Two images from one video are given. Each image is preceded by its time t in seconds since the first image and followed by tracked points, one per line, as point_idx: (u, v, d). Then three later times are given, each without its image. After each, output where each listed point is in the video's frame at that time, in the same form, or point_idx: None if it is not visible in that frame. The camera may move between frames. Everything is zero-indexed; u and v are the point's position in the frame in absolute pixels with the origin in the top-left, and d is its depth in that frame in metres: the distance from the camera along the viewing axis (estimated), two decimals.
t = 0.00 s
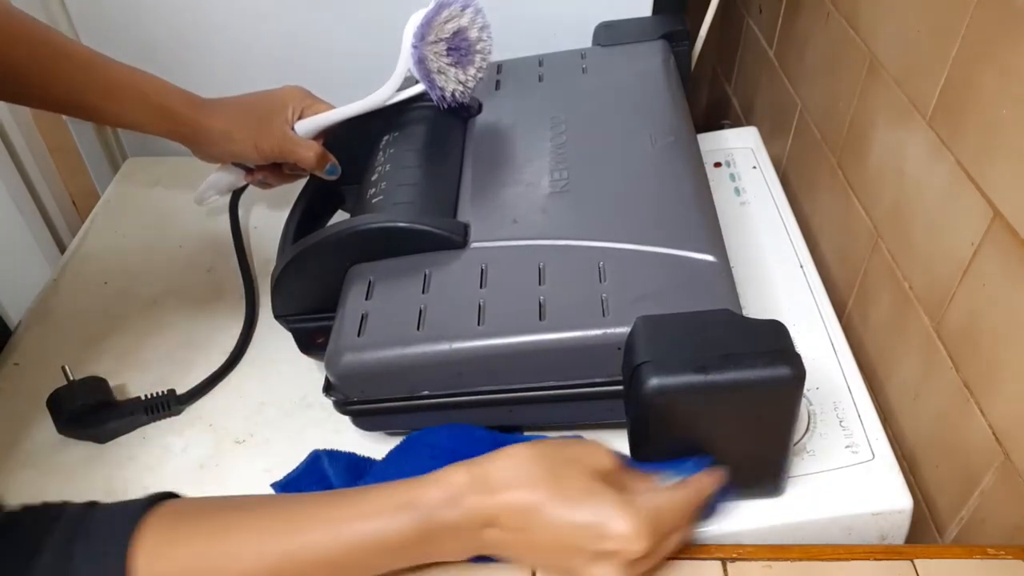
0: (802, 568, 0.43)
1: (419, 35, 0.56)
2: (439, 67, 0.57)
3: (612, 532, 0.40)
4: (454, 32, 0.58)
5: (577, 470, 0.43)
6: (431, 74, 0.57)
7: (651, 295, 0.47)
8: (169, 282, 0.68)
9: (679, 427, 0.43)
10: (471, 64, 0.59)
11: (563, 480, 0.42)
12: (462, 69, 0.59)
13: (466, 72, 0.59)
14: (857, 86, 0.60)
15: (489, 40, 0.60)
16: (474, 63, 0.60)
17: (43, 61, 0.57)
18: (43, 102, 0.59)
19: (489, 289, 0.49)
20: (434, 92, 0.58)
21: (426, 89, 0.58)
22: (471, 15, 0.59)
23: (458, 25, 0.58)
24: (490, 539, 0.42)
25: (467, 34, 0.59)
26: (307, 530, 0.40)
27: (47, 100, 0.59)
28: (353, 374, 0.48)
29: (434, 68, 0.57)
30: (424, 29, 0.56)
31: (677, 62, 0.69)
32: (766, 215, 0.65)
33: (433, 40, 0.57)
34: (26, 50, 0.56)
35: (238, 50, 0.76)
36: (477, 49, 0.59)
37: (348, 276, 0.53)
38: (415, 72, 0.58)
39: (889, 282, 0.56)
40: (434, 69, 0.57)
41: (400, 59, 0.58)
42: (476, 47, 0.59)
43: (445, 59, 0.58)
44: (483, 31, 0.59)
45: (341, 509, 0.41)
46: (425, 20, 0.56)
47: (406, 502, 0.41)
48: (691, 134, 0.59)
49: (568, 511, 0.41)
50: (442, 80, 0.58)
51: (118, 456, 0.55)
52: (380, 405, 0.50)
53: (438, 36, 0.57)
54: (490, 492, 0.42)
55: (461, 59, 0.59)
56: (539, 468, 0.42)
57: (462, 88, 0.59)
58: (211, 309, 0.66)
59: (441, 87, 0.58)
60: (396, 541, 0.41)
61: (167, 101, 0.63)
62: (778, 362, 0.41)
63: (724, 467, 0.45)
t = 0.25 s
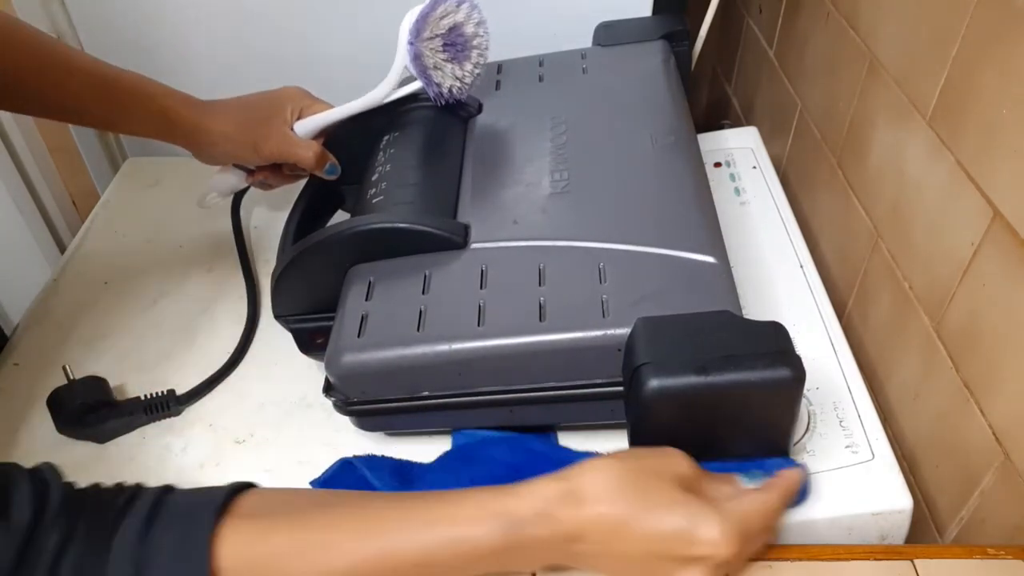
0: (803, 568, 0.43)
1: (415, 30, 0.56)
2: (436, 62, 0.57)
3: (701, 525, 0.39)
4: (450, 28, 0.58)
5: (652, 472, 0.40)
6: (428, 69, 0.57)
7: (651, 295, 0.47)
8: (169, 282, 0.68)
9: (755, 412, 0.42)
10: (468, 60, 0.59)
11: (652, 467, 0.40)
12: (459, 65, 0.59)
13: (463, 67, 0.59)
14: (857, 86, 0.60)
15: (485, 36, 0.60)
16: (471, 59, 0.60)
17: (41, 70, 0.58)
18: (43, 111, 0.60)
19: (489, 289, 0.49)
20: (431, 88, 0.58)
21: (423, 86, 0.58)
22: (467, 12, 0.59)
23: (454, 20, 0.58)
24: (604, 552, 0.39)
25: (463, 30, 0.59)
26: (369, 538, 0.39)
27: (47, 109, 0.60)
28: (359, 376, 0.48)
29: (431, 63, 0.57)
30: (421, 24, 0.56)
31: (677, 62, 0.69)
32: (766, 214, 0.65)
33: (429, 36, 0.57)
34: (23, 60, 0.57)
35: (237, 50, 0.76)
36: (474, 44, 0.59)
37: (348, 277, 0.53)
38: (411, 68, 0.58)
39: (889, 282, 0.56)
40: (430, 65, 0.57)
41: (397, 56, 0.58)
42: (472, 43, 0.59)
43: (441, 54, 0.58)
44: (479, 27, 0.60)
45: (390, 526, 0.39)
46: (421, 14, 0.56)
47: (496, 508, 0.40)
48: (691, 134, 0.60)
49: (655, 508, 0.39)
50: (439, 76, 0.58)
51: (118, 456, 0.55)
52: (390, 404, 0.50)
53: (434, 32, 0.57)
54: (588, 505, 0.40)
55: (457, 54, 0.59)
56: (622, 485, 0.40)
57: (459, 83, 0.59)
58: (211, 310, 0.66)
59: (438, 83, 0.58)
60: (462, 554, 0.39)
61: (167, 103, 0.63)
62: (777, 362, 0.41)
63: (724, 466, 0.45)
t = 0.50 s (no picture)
0: (803, 568, 0.43)
1: (413, 28, 0.57)
2: (433, 60, 0.57)
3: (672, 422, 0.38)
4: (448, 26, 0.58)
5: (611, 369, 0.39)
6: (425, 66, 0.57)
7: (651, 295, 0.47)
8: (169, 282, 0.68)
9: (718, 332, 0.42)
10: (466, 58, 0.59)
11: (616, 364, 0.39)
12: (457, 62, 0.59)
13: (461, 64, 0.59)
14: (857, 86, 0.60)
15: (483, 34, 0.60)
16: (469, 57, 0.59)
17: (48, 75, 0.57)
18: (51, 117, 0.59)
19: (489, 289, 0.49)
20: (429, 85, 0.58)
21: (421, 83, 0.58)
22: (464, 9, 0.59)
23: (451, 18, 0.58)
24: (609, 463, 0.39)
25: (460, 27, 0.59)
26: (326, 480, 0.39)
27: (54, 116, 0.58)
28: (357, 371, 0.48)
29: (428, 60, 0.57)
30: (418, 21, 0.57)
31: (677, 62, 0.69)
32: (766, 214, 0.65)
33: (426, 34, 0.57)
34: (30, 65, 0.56)
35: (237, 50, 0.76)
36: (472, 42, 0.59)
37: (348, 276, 0.53)
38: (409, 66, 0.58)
39: (889, 282, 0.56)
40: (429, 62, 0.57)
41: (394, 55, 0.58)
42: (470, 40, 0.59)
43: (440, 52, 0.58)
44: (477, 24, 0.59)
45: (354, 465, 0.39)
46: (418, 12, 0.57)
47: (456, 417, 0.40)
48: (691, 134, 0.60)
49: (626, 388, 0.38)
50: (437, 73, 0.58)
51: (118, 456, 0.55)
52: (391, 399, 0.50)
53: (431, 30, 0.57)
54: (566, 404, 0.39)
55: (455, 51, 0.59)
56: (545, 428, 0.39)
57: (457, 81, 0.59)
58: (211, 310, 0.66)
59: (436, 80, 0.58)
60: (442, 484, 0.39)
61: (168, 105, 0.63)
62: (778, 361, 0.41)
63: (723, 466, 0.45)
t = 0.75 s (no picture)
0: (803, 568, 0.43)
1: (411, 25, 0.56)
2: (432, 56, 0.57)
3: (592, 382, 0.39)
4: (446, 22, 0.58)
5: (536, 320, 0.40)
6: (424, 62, 0.57)
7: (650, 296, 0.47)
8: (169, 282, 0.68)
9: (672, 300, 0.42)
10: (465, 55, 0.59)
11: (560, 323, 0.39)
12: (456, 58, 0.59)
13: (460, 61, 0.59)
14: (857, 86, 0.60)
15: (482, 30, 0.60)
16: (467, 53, 0.59)
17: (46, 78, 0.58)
18: (51, 118, 0.60)
19: (489, 290, 0.49)
20: (429, 82, 0.58)
21: (421, 80, 0.58)
22: (463, 6, 0.59)
23: (449, 15, 0.58)
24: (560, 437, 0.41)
25: (459, 24, 0.59)
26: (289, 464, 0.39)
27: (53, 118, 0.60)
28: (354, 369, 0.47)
29: (428, 56, 0.57)
30: (417, 17, 0.56)
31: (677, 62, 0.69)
32: (766, 214, 0.65)
33: (425, 30, 0.57)
34: (27, 70, 0.57)
35: (239, 51, 0.76)
36: (471, 39, 0.59)
37: (348, 277, 0.53)
38: (408, 64, 0.57)
39: (889, 282, 0.56)
40: (427, 58, 0.57)
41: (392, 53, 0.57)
42: (468, 37, 0.59)
43: (438, 48, 0.58)
44: (475, 21, 0.59)
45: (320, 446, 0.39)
46: (417, 7, 0.56)
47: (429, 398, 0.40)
48: (690, 134, 0.60)
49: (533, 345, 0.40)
50: (436, 70, 0.57)
51: (118, 456, 0.55)
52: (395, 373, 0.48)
53: (430, 26, 0.57)
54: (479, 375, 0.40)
55: (454, 48, 0.59)
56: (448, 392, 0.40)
57: (456, 77, 0.59)
58: (211, 310, 0.66)
59: (435, 77, 0.58)
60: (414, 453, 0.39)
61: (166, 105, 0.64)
62: (778, 363, 0.41)
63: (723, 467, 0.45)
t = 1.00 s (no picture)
0: (803, 569, 0.43)
1: (410, 25, 0.56)
2: (431, 55, 0.57)
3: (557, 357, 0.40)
4: (444, 22, 0.58)
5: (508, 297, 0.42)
6: (423, 62, 0.57)
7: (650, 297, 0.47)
8: (169, 282, 0.68)
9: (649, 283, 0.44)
10: (464, 53, 0.59)
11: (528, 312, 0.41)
12: (455, 58, 0.59)
13: (460, 60, 0.59)
14: (857, 86, 0.60)
15: (481, 28, 0.60)
16: (466, 52, 0.59)
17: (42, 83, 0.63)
18: (52, 124, 0.64)
19: (489, 290, 0.49)
20: (428, 81, 0.58)
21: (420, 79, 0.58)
22: (461, 4, 0.59)
23: (448, 14, 0.57)
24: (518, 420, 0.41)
25: (458, 23, 0.58)
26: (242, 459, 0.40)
27: (48, 121, 0.64)
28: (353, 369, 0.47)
29: (426, 56, 0.57)
30: (415, 18, 0.56)
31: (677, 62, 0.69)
32: (766, 214, 0.65)
33: (423, 30, 0.57)
34: (25, 74, 0.62)
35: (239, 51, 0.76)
36: (469, 37, 0.59)
37: (348, 277, 0.53)
38: (407, 64, 0.57)
39: (889, 282, 0.56)
40: (426, 58, 0.57)
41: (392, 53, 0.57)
42: (467, 36, 0.59)
43: (437, 47, 0.58)
44: (474, 19, 0.59)
45: (293, 435, 0.40)
46: (415, 7, 0.56)
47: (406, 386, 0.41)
48: (690, 134, 0.60)
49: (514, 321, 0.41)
50: (435, 69, 0.57)
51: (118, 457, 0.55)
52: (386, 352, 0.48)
53: (429, 26, 0.57)
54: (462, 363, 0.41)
55: (453, 47, 0.58)
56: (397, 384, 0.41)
57: (456, 76, 0.59)
58: (211, 310, 0.66)
59: (435, 76, 0.58)
60: (387, 443, 0.40)
61: (161, 109, 0.66)
62: (779, 364, 0.41)
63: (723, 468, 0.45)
